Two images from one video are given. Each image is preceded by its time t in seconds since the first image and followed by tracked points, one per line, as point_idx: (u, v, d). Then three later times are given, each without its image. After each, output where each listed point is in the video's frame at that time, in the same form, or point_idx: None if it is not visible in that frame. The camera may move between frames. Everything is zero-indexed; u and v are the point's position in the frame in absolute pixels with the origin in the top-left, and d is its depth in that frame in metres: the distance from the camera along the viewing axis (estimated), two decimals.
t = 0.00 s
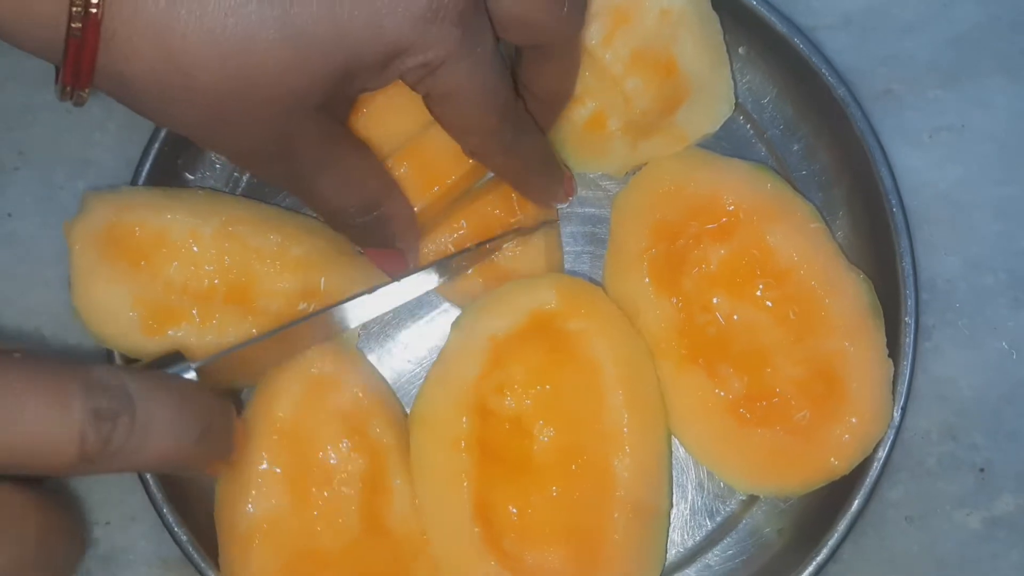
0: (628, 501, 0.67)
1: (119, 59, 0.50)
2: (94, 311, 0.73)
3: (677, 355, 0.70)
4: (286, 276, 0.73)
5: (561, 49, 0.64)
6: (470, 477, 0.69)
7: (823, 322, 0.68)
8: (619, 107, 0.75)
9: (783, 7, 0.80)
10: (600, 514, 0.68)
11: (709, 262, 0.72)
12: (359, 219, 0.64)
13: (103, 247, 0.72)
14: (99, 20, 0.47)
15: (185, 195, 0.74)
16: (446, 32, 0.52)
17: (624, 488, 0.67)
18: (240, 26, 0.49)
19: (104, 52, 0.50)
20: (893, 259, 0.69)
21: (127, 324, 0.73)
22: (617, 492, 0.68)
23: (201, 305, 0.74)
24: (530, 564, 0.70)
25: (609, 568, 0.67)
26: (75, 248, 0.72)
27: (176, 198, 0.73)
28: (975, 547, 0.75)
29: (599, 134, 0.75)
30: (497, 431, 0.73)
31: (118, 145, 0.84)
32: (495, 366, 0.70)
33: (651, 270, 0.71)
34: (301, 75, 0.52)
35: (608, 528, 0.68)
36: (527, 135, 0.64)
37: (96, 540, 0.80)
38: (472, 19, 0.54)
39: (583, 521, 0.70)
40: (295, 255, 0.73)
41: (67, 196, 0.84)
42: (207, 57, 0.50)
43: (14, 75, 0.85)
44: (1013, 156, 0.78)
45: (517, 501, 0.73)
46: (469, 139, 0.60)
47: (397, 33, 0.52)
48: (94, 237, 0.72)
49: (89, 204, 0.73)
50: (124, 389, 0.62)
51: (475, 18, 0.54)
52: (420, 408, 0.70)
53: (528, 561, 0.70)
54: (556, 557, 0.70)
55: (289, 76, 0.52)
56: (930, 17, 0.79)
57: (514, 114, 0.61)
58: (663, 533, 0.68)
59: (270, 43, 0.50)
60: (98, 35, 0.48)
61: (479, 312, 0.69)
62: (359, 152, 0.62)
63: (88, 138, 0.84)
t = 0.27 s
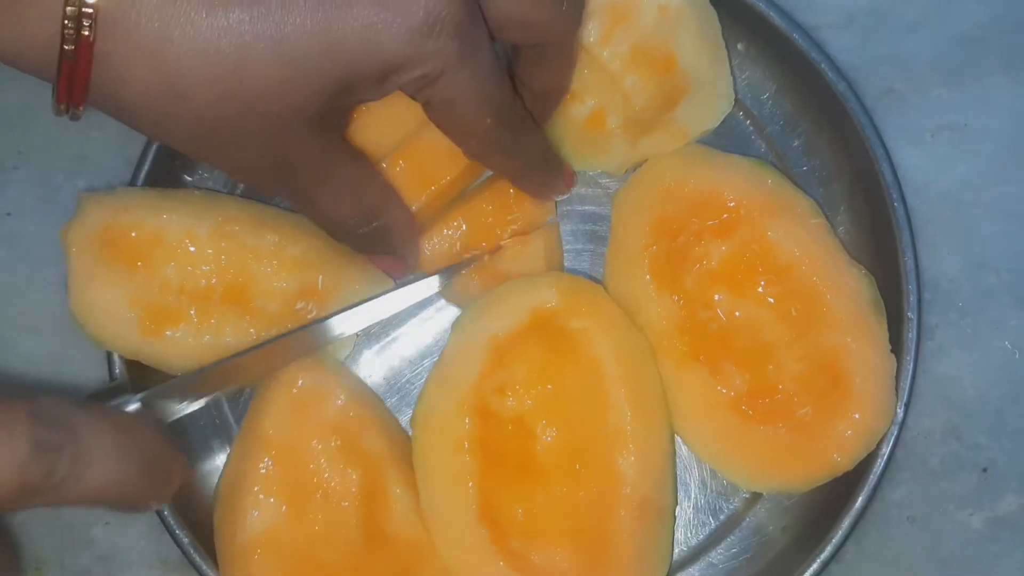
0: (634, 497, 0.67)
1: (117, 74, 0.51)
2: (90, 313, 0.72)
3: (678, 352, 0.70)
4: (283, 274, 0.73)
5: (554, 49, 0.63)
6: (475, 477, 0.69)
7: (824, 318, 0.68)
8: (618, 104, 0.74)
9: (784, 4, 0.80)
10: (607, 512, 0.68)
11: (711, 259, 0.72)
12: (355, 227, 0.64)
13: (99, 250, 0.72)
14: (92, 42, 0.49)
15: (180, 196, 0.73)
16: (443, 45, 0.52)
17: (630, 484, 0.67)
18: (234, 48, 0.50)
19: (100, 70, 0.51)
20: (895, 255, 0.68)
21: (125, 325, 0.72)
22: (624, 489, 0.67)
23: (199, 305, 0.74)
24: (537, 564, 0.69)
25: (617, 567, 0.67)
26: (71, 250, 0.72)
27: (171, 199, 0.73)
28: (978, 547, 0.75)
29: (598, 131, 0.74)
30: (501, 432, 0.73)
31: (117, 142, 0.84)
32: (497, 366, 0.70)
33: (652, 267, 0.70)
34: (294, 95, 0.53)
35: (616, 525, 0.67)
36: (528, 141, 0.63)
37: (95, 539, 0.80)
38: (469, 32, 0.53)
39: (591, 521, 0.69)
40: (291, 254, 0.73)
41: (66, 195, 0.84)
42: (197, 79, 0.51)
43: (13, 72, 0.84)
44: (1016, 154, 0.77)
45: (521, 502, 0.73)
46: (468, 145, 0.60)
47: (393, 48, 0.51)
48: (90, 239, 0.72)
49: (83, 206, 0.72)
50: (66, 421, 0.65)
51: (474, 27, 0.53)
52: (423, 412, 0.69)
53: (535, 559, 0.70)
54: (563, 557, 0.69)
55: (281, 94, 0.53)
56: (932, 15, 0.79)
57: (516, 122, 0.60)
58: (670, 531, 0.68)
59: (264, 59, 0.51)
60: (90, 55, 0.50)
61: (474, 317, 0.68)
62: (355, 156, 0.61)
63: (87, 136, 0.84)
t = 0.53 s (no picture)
0: (637, 494, 0.67)
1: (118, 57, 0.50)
2: (88, 309, 0.72)
3: (680, 350, 0.70)
4: (284, 274, 0.73)
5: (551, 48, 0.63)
6: (478, 480, 0.69)
7: (826, 317, 0.68)
8: (620, 101, 0.74)
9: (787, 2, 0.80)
10: (612, 511, 0.68)
11: (712, 258, 0.72)
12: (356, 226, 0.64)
13: (99, 246, 0.71)
14: (91, 31, 0.49)
15: (181, 194, 0.73)
16: (443, 32, 0.52)
17: (633, 480, 0.67)
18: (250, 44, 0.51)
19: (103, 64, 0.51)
20: (897, 252, 0.69)
21: (123, 322, 0.72)
22: (628, 485, 0.67)
23: (200, 304, 0.74)
24: (543, 565, 0.69)
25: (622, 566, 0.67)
26: (71, 248, 0.71)
27: (174, 196, 0.73)
28: (981, 547, 0.74)
29: (599, 128, 0.74)
30: (502, 433, 0.73)
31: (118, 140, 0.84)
32: (495, 367, 0.70)
33: (654, 265, 0.70)
34: (294, 85, 0.52)
35: (621, 523, 0.67)
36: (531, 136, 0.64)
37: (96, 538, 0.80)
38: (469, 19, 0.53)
39: (592, 518, 0.70)
40: (292, 254, 0.73)
41: (67, 194, 0.83)
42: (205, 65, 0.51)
43: (14, 70, 0.84)
44: (1019, 152, 0.77)
45: (523, 503, 0.72)
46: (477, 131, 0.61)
47: (393, 35, 0.51)
48: (91, 235, 0.71)
49: (85, 204, 0.72)
50: None
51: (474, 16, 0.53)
52: (424, 417, 0.68)
53: (543, 560, 0.69)
54: (569, 557, 0.69)
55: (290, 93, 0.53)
56: (935, 13, 0.78)
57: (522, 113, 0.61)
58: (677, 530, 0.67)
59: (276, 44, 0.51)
60: (89, 45, 0.49)
61: (474, 315, 0.68)
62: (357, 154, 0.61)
63: (88, 134, 0.84)
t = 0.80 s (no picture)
0: (646, 486, 0.67)
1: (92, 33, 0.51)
2: (89, 307, 0.71)
3: (683, 345, 0.70)
4: (285, 296, 0.72)
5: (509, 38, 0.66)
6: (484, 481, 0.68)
7: (828, 308, 0.68)
8: (613, 99, 0.74)
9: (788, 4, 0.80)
10: (620, 509, 0.68)
11: (713, 251, 0.73)
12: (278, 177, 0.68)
13: (104, 246, 0.71)
14: None
15: (194, 204, 0.73)
16: None
17: (641, 475, 0.67)
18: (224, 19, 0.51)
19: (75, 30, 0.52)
20: (896, 243, 0.70)
21: (121, 326, 0.71)
22: (636, 479, 0.67)
23: (198, 321, 0.73)
24: (552, 565, 0.69)
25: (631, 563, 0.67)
26: (76, 250, 0.71)
27: (186, 206, 0.73)
28: (984, 548, 0.74)
29: (595, 126, 0.74)
30: (506, 434, 0.72)
31: (119, 142, 0.84)
32: (495, 370, 0.70)
33: (654, 262, 0.70)
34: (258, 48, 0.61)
35: (630, 521, 0.67)
36: (488, 96, 0.67)
37: (98, 540, 0.79)
38: None
39: (599, 518, 0.69)
40: (293, 276, 0.72)
41: (68, 194, 0.84)
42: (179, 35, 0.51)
43: (14, 72, 0.84)
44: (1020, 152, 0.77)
45: (531, 502, 0.72)
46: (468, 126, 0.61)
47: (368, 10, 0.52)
48: (98, 234, 0.71)
49: (100, 202, 0.72)
50: None
51: None
52: (433, 421, 0.68)
53: (551, 560, 0.69)
54: (579, 556, 0.69)
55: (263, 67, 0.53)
56: (935, 13, 0.79)
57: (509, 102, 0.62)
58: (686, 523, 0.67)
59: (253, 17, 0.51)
60: None
61: (474, 318, 0.68)
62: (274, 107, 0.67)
63: (88, 136, 0.84)
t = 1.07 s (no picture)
0: (647, 488, 0.67)
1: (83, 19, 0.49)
2: (90, 307, 0.71)
3: (685, 345, 0.69)
4: (287, 295, 0.73)
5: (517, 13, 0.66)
6: (486, 481, 0.68)
7: (830, 307, 0.68)
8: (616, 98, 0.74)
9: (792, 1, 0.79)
10: (624, 508, 0.68)
11: (714, 251, 0.73)
12: (292, 150, 0.68)
13: (103, 249, 0.71)
14: None
15: (194, 203, 0.73)
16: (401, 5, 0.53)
17: (642, 475, 0.67)
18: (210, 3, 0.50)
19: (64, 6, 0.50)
20: (897, 241, 0.70)
21: (123, 326, 0.72)
22: (636, 480, 0.67)
23: (199, 318, 0.73)
24: (556, 563, 0.69)
25: (633, 561, 0.66)
26: (76, 251, 0.71)
27: (185, 205, 0.73)
28: (986, 547, 0.74)
29: (596, 125, 0.74)
30: (508, 432, 0.73)
31: (121, 139, 0.84)
32: (499, 369, 0.69)
33: (656, 260, 0.69)
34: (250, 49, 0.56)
35: (631, 520, 0.67)
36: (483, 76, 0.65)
37: (98, 537, 0.79)
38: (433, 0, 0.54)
39: (603, 517, 0.70)
40: (297, 277, 0.73)
41: (70, 193, 0.83)
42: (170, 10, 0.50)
43: (16, 68, 0.84)
44: None
45: (534, 501, 0.73)
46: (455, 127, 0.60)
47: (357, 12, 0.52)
48: (99, 236, 0.71)
49: (98, 203, 0.72)
50: None
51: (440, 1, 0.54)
52: (432, 421, 0.67)
53: (552, 559, 0.69)
54: (580, 556, 0.69)
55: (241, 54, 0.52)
56: (939, 11, 0.78)
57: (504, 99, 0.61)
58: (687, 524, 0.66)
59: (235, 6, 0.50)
60: None
61: (476, 320, 0.67)
62: (286, 84, 0.66)
63: (90, 133, 0.84)
